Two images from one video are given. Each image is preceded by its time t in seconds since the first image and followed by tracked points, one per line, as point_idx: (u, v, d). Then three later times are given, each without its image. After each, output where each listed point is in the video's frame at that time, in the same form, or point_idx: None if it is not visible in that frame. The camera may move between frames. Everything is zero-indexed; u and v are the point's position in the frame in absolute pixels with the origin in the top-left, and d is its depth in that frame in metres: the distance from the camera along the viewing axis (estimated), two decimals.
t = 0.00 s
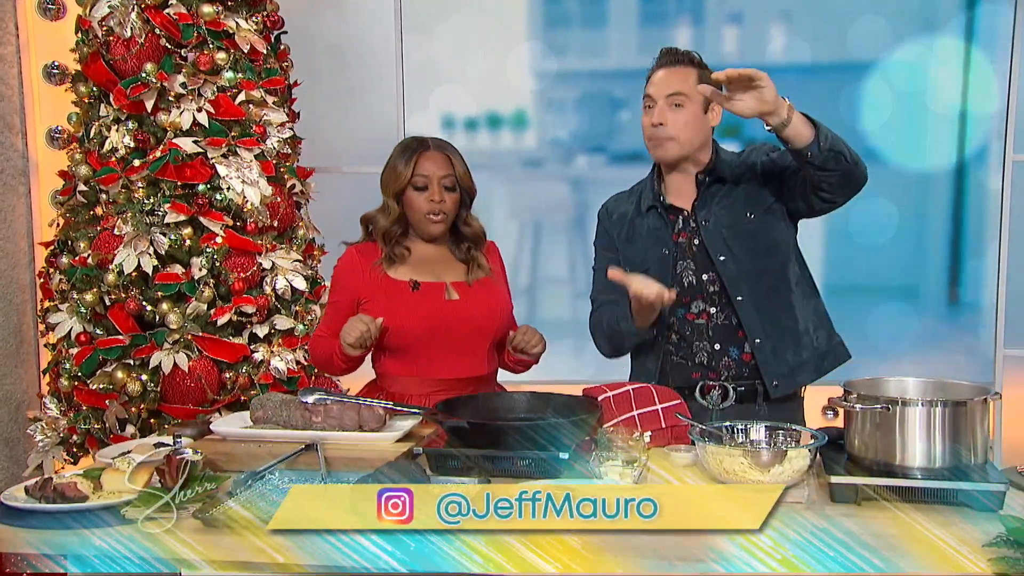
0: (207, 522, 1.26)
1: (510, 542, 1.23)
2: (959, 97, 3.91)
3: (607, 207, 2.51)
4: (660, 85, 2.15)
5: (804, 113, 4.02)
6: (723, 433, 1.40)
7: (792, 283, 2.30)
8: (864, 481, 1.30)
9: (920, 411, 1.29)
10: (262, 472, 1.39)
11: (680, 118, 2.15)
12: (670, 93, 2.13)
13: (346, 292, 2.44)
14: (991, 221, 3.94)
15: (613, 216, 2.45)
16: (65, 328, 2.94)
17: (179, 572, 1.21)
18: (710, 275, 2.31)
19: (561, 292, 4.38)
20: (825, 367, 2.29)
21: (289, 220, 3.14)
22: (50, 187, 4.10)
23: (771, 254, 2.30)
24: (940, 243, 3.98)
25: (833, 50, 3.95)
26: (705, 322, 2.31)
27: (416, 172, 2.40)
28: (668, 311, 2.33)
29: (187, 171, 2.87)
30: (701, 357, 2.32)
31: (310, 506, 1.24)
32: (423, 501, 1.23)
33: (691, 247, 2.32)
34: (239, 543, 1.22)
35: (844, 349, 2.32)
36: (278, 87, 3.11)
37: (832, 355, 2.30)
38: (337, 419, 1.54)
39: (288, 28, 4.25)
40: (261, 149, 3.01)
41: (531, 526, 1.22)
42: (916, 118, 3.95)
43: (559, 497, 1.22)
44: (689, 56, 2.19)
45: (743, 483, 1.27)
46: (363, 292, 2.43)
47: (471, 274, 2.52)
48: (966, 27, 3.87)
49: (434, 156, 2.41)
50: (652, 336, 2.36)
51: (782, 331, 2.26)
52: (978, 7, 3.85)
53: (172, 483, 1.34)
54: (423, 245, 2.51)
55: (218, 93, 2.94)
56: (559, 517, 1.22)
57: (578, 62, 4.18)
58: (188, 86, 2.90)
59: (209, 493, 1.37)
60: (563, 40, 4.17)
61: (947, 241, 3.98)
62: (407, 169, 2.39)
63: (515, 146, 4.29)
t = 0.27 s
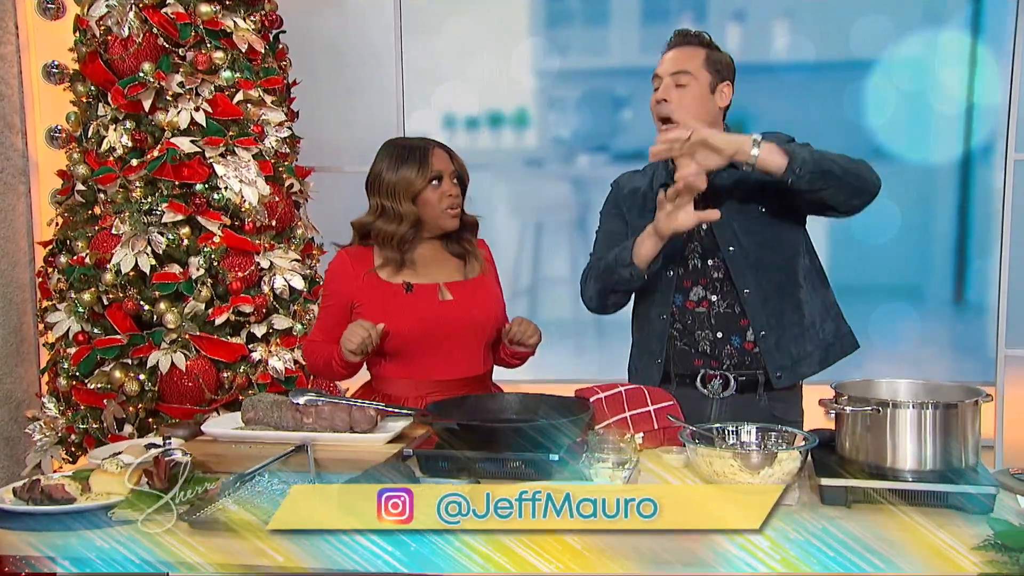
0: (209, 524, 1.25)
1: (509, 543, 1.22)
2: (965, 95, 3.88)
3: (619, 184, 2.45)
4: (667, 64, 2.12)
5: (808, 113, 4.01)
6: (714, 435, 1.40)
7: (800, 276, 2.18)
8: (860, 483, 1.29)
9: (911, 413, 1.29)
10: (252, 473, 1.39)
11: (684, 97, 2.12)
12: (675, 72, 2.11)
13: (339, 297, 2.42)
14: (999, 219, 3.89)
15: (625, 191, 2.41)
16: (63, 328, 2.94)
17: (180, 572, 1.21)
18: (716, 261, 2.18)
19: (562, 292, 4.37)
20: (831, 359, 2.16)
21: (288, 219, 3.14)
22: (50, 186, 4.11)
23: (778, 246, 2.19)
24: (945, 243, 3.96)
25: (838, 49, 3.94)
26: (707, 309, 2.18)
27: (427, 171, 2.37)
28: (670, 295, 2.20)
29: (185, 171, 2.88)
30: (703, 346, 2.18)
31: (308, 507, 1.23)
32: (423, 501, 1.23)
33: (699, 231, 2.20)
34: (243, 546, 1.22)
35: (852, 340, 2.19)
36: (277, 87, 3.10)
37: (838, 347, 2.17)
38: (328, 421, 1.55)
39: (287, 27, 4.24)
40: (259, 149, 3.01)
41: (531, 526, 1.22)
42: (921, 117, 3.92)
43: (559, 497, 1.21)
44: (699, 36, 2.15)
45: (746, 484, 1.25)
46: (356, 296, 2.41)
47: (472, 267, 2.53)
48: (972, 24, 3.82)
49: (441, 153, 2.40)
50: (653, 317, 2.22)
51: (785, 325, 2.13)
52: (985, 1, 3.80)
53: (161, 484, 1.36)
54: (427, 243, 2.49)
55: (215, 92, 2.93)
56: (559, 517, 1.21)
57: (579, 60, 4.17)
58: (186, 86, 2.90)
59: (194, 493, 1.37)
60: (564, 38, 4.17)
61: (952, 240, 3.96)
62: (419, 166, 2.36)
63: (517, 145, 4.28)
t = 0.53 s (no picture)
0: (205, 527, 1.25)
1: (507, 542, 1.24)
2: (968, 96, 3.87)
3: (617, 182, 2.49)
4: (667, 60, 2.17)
5: (811, 113, 3.98)
6: (703, 438, 1.40)
7: (787, 298, 2.27)
8: (873, 488, 1.28)
9: (898, 417, 1.29)
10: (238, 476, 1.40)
11: (679, 92, 2.14)
12: (671, 67, 2.15)
13: (334, 301, 2.39)
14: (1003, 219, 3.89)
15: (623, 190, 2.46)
16: (60, 329, 2.94)
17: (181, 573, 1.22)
18: (706, 265, 2.27)
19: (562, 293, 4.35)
20: (808, 384, 2.28)
21: (285, 220, 3.14)
22: (49, 187, 4.11)
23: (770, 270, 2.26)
24: (949, 244, 3.95)
25: (841, 48, 3.91)
26: (693, 311, 2.26)
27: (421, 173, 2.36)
28: (660, 294, 2.28)
29: (181, 172, 2.88)
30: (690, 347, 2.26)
31: (312, 506, 1.25)
32: (423, 501, 1.25)
33: (691, 232, 2.29)
34: (246, 549, 1.23)
35: (831, 367, 2.33)
36: (273, 88, 3.11)
37: (819, 373, 2.31)
38: (317, 423, 1.56)
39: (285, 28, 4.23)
40: (256, 150, 3.02)
41: (531, 526, 1.23)
42: (925, 117, 3.91)
43: (559, 497, 1.23)
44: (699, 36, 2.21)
45: (745, 483, 1.26)
46: (353, 299, 2.38)
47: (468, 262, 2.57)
48: (975, 25, 3.82)
49: (433, 153, 2.40)
50: (645, 315, 2.29)
51: (770, 343, 2.24)
52: None
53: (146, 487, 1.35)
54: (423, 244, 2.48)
55: (212, 94, 2.94)
56: (559, 517, 1.23)
57: (579, 60, 4.16)
58: (183, 87, 2.90)
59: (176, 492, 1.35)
60: (564, 37, 4.16)
61: (956, 241, 3.95)
62: (414, 166, 2.35)
63: (518, 145, 4.27)
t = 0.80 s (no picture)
0: (205, 526, 1.27)
1: (507, 542, 1.24)
2: (973, 94, 3.85)
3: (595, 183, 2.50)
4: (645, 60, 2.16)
5: (814, 111, 3.96)
6: (693, 438, 1.40)
7: (755, 309, 2.28)
8: (874, 490, 1.28)
9: (888, 417, 1.28)
10: (227, 475, 1.41)
11: (659, 93, 2.14)
12: (650, 68, 2.14)
13: (329, 299, 2.38)
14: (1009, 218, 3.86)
15: (600, 195, 2.46)
16: (58, 328, 2.95)
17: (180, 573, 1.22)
18: (680, 267, 2.28)
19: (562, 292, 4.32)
20: (763, 395, 2.29)
21: (283, 219, 3.13)
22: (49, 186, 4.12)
23: (741, 277, 2.27)
24: (954, 244, 3.93)
25: (845, 47, 3.89)
26: (668, 314, 2.30)
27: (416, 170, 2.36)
28: (636, 296, 2.31)
29: (179, 170, 2.88)
30: (664, 349, 2.30)
31: (312, 505, 1.25)
32: (423, 502, 1.24)
33: (666, 234, 2.30)
34: (247, 550, 1.24)
35: (784, 381, 2.34)
36: (271, 87, 3.11)
37: (771, 385, 2.31)
38: (308, 422, 1.56)
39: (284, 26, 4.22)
40: (254, 149, 3.01)
41: (531, 526, 1.23)
42: (929, 116, 3.88)
43: (559, 497, 1.23)
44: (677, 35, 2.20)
45: (747, 484, 1.25)
46: (349, 298, 2.38)
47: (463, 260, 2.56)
48: (981, 23, 3.79)
49: (427, 151, 2.40)
50: (623, 318, 2.33)
51: (730, 349, 2.26)
52: None
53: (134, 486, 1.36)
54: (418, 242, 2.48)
55: (209, 92, 2.94)
56: (559, 517, 1.23)
57: (581, 58, 4.13)
58: (180, 86, 2.90)
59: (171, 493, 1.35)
60: (566, 34, 4.12)
61: (960, 242, 3.92)
62: (407, 164, 2.35)
63: (518, 144, 4.24)
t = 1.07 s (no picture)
0: (207, 529, 1.27)
1: (507, 541, 1.24)
2: (980, 95, 3.83)
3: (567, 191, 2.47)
4: (626, 62, 2.08)
5: (820, 111, 3.93)
6: (687, 438, 1.41)
7: (738, 311, 2.27)
8: (860, 491, 1.29)
9: (880, 418, 1.28)
10: (221, 476, 1.43)
11: (650, 92, 2.09)
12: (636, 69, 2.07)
13: (326, 297, 2.40)
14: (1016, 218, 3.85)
15: (575, 204, 2.43)
16: (59, 328, 2.96)
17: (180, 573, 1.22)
18: (660, 275, 2.25)
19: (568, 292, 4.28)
20: (751, 396, 2.29)
21: (284, 219, 3.13)
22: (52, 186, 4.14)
23: (721, 280, 2.25)
24: (960, 244, 3.92)
25: (852, 46, 3.86)
26: (652, 321, 2.27)
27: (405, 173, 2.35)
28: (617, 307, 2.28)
29: (179, 171, 2.89)
30: (648, 357, 2.28)
31: (310, 506, 1.24)
32: (423, 502, 1.24)
33: (645, 244, 2.27)
34: (248, 552, 1.24)
35: (768, 380, 2.34)
36: (272, 87, 3.11)
37: (757, 385, 2.31)
38: (302, 422, 1.58)
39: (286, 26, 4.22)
40: (255, 149, 3.01)
41: (532, 526, 1.23)
42: (936, 117, 3.86)
43: (559, 497, 1.22)
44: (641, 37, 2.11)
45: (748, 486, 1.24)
46: (345, 296, 2.39)
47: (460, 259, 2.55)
48: (989, 23, 3.77)
49: (419, 153, 2.39)
50: (607, 331, 2.30)
51: (715, 354, 2.24)
52: None
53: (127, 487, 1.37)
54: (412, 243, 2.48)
55: (210, 93, 2.94)
56: (559, 517, 1.22)
57: (585, 57, 4.07)
58: (181, 86, 2.91)
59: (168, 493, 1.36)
60: (571, 33, 4.06)
61: (966, 243, 3.92)
62: (399, 167, 2.34)
63: (520, 144, 4.20)
